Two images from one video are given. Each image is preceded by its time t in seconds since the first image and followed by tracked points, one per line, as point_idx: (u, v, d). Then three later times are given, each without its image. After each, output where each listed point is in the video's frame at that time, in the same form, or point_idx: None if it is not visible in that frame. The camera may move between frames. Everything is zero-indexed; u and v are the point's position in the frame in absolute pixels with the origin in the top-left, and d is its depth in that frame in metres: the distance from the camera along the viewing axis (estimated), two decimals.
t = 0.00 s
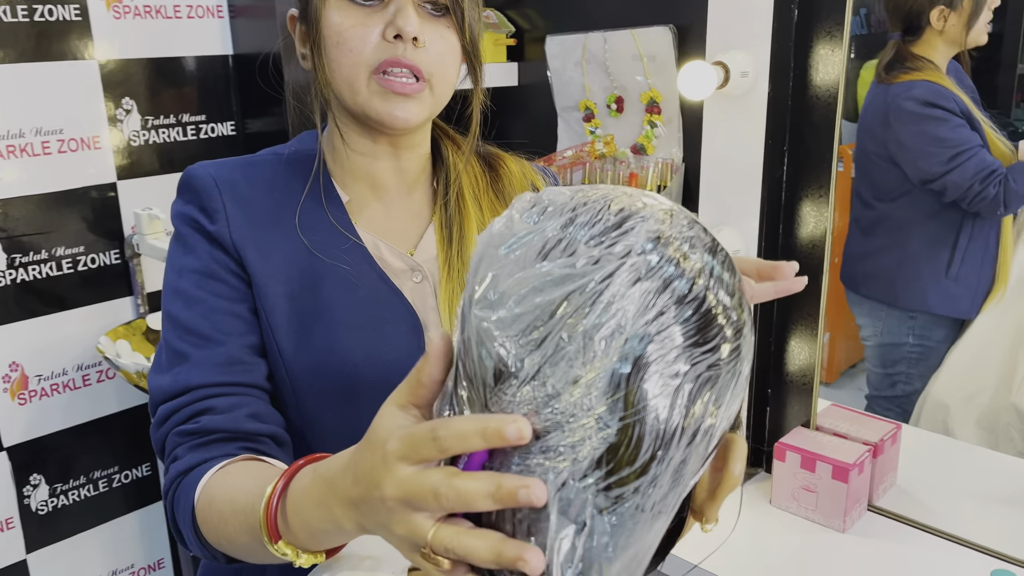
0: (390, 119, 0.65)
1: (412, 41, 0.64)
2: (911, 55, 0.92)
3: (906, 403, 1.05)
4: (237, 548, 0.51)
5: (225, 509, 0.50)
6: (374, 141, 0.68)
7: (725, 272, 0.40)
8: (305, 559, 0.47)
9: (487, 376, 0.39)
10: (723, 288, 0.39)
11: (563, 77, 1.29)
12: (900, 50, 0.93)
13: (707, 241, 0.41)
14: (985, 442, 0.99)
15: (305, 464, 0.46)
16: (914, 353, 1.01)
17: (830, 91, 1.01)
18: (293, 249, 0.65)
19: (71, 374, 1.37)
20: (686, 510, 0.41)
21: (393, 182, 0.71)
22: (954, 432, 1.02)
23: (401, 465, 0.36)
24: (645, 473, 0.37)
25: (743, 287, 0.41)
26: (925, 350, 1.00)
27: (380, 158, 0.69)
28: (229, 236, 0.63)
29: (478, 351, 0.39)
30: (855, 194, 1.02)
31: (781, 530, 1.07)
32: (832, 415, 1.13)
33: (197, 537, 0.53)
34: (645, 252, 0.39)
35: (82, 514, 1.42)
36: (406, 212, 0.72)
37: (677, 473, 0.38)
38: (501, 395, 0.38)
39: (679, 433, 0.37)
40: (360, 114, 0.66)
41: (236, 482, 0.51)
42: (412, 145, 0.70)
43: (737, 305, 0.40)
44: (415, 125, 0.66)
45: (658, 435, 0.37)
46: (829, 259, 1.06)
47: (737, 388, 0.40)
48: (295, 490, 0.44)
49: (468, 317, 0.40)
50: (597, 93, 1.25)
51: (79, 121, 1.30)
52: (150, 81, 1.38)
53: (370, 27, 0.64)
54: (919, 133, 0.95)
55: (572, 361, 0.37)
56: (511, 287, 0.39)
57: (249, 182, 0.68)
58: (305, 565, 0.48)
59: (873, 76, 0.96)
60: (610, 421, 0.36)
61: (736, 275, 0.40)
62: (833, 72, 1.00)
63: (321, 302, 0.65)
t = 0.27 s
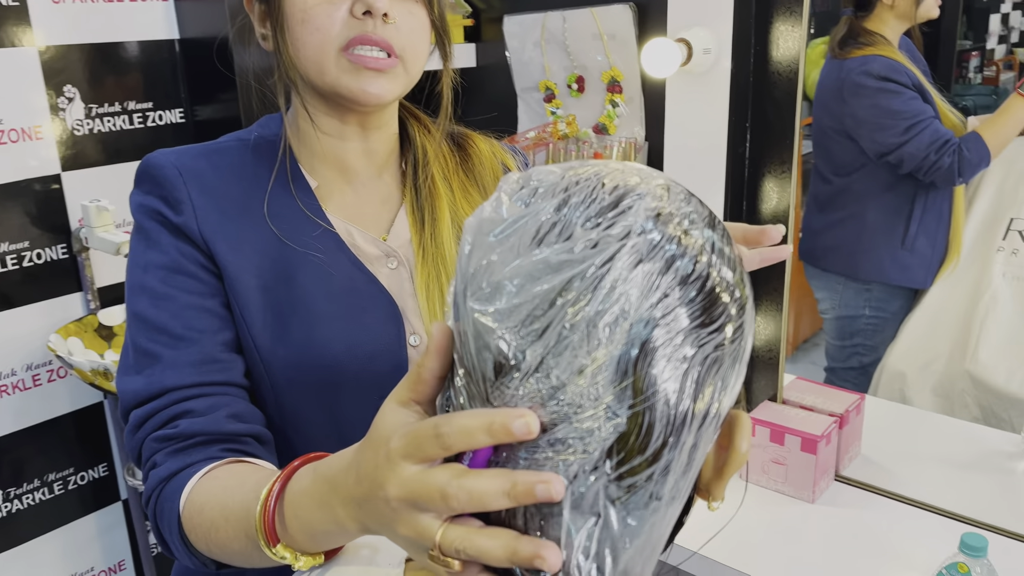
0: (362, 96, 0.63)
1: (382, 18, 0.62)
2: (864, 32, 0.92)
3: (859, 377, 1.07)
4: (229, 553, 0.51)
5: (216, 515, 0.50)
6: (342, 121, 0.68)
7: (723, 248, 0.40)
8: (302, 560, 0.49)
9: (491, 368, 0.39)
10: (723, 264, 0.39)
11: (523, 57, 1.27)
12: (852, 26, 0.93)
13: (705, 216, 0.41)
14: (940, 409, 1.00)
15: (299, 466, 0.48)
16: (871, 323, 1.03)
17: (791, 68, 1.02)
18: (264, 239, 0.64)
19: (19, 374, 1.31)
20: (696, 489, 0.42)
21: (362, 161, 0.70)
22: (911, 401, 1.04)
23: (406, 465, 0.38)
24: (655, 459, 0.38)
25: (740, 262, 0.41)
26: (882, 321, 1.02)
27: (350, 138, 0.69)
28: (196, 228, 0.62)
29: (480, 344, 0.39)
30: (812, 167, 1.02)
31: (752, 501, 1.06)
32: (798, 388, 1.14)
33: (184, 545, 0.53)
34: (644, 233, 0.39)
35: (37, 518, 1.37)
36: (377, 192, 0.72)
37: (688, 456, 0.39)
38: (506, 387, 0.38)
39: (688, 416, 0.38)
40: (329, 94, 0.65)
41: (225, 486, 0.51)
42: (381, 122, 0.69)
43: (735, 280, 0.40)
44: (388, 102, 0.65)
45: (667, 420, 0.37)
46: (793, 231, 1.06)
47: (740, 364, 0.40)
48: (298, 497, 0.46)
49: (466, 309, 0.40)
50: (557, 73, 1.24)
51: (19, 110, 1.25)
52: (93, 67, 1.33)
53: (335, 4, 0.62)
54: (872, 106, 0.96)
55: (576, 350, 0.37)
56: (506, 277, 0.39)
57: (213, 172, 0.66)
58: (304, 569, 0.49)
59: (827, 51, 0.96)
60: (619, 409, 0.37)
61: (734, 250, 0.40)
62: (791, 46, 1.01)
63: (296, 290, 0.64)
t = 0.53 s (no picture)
0: (327, 67, 0.62)
1: None
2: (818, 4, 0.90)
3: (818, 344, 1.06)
4: (210, 548, 0.50)
5: (195, 510, 0.49)
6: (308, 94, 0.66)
7: (714, 211, 0.37)
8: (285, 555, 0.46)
9: (477, 357, 0.36)
10: (715, 230, 0.37)
11: (479, 32, 1.25)
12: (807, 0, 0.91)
13: (692, 179, 0.37)
14: (898, 374, 1.00)
15: (283, 457, 0.47)
16: (831, 294, 1.01)
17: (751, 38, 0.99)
18: (231, 219, 0.62)
19: None
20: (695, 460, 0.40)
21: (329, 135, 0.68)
22: (871, 366, 1.03)
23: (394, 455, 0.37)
24: (655, 440, 0.36)
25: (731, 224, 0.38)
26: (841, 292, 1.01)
27: (315, 112, 0.67)
28: (160, 209, 0.59)
29: (465, 331, 0.36)
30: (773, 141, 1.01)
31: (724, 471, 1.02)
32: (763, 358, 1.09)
33: (161, 540, 0.51)
34: (632, 203, 0.35)
35: None
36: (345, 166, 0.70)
37: (688, 433, 0.37)
38: (494, 376, 0.36)
39: (687, 395, 0.36)
40: (293, 66, 0.63)
41: (200, 482, 0.49)
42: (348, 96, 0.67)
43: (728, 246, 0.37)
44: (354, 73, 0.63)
45: (666, 401, 0.35)
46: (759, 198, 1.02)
47: (736, 333, 0.38)
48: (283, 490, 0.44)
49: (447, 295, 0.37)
50: (516, 48, 1.22)
51: None
52: (29, 49, 1.27)
53: None
54: (831, 76, 0.93)
55: (566, 336, 0.34)
56: (487, 261, 0.36)
57: (174, 149, 0.63)
58: (289, 563, 0.46)
59: (782, 23, 0.94)
60: (616, 395, 0.35)
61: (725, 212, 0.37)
62: (752, 15, 0.98)
63: (266, 272, 0.62)
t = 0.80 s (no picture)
0: (291, 44, 0.61)
1: None
2: None
3: (782, 314, 1.01)
4: (193, 516, 0.51)
5: (174, 475, 0.50)
6: (273, 70, 0.65)
7: (700, 179, 0.36)
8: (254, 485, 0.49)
9: (464, 331, 0.36)
10: (701, 198, 0.36)
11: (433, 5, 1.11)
12: None
13: (678, 146, 0.37)
14: (857, 343, 0.97)
15: (248, 394, 0.50)
16: (790, 267, 0.98)
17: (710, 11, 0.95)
18: (197, 201, 0.60)
19: None
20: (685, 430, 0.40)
21: (298, 113, 0.67)
22: (830, 336, 0.99)
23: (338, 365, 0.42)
24: (645, 411, 0.35)
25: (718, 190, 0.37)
26: (801, 263, 0.97)
27: (282, 90, 0.66)
28: (125, 195, 0.57)
29: (452, 305, 0.36)
30: (730, 117, 0.97)
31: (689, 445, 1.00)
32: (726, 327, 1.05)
33: (143, 524, 0.53)
34: (619, 171, 0.34)
35: None
36: (314, 147, 0.69)
37: (679, 402, 0.37)
38: (481, 350, 0.35)
39: (677, 364, 0.35)
40: (257, 42, 0.62)
41: (172, 445, 0.51)
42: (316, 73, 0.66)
43: (714, 212, 0.36)
44: (320, 50, 0.62)
45: (656, 372, 0.35)
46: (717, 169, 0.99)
47: (725, 300, 0.37)
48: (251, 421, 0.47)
49: (431, 269, 0.36)
50: (474, 23, 1.10)
51: None
52: None
53: None
54: (788, 49, 0.92)
55: (555, 307, 0.34)
56: (472, 233, 0.35)
57: (136, 131, 0.61)
58: (255, 495, 0.49)
59: None
60: (606, 366, 0.34)
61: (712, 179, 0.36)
62: None
63: (235, 254, 0.61)
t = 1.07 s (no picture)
0: (247, 26, 0.59)
1: None
2: None
3: (743, 292, 1.01)
4: (190, 507, 0.53)
5: (176, 469, 0.52)
6: (231, 53, 0.64)
7: (675, 156, 0.36)
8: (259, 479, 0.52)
9: (443, 312, 0.35)
10: (676, 173, 0.36)
11: None
12: None
13: (652, 122, 0.36)
14: (817, 317, 0.99)
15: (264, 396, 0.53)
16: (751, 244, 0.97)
17: None
18: (158, 190, 0.59)
19: None
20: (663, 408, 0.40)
21: (257, 97, 0.66)
22: (791, 311, 1.01)
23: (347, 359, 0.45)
24: (626, 387, 0.35)
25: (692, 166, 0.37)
26: (762, 241, 0.96)
27: (241, 74, 0.65)
28: (84, 186, 0.56)
29: (430, 286, 0.35)
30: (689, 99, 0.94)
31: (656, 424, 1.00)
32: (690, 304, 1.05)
33: (127, 520, 0.53)
34: (596, 147, 0.34)
35: None
36: (275, 130, 0.68)
37: (658, 378, 0.37)
38: (460, 331, 0.35)
39: (656, 341, 0.35)
40: (214, 24, 0.61)
41: (170, 438, 0.53)
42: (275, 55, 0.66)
43: (689, 188, 0.36)
44: (277, 31, 0.61)
45: (636, 348, 0.35)
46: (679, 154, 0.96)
47: (701, 275, 0.37)
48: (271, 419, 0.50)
49: (409, 250, 0.36)
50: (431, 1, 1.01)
51: None
52: None
53: None
54: (746, 28, 0.89)
55: (535, 286, 0.33)
56: (449, 213, 0.34)
57: (94, 119, 0.59)
58: (257, 490, 0.52)
59: None
60: (586, 343, 0.34)
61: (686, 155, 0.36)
62: None
63: (200, 244, 0.60)
